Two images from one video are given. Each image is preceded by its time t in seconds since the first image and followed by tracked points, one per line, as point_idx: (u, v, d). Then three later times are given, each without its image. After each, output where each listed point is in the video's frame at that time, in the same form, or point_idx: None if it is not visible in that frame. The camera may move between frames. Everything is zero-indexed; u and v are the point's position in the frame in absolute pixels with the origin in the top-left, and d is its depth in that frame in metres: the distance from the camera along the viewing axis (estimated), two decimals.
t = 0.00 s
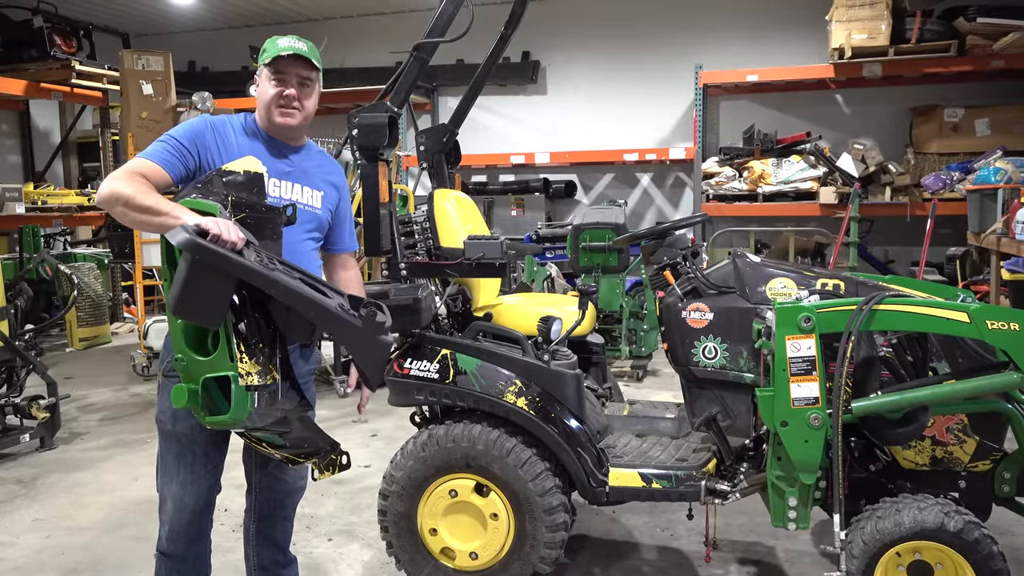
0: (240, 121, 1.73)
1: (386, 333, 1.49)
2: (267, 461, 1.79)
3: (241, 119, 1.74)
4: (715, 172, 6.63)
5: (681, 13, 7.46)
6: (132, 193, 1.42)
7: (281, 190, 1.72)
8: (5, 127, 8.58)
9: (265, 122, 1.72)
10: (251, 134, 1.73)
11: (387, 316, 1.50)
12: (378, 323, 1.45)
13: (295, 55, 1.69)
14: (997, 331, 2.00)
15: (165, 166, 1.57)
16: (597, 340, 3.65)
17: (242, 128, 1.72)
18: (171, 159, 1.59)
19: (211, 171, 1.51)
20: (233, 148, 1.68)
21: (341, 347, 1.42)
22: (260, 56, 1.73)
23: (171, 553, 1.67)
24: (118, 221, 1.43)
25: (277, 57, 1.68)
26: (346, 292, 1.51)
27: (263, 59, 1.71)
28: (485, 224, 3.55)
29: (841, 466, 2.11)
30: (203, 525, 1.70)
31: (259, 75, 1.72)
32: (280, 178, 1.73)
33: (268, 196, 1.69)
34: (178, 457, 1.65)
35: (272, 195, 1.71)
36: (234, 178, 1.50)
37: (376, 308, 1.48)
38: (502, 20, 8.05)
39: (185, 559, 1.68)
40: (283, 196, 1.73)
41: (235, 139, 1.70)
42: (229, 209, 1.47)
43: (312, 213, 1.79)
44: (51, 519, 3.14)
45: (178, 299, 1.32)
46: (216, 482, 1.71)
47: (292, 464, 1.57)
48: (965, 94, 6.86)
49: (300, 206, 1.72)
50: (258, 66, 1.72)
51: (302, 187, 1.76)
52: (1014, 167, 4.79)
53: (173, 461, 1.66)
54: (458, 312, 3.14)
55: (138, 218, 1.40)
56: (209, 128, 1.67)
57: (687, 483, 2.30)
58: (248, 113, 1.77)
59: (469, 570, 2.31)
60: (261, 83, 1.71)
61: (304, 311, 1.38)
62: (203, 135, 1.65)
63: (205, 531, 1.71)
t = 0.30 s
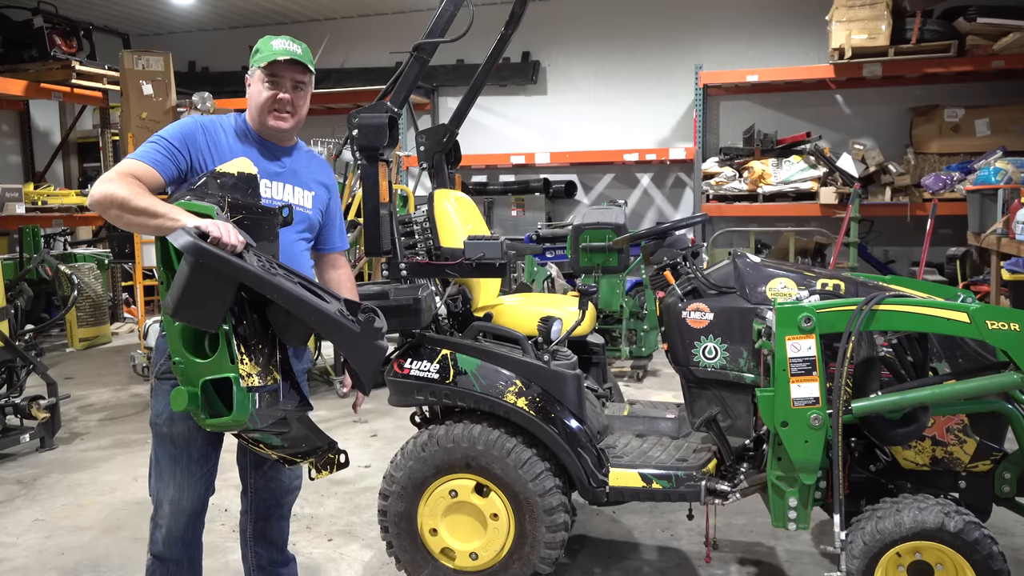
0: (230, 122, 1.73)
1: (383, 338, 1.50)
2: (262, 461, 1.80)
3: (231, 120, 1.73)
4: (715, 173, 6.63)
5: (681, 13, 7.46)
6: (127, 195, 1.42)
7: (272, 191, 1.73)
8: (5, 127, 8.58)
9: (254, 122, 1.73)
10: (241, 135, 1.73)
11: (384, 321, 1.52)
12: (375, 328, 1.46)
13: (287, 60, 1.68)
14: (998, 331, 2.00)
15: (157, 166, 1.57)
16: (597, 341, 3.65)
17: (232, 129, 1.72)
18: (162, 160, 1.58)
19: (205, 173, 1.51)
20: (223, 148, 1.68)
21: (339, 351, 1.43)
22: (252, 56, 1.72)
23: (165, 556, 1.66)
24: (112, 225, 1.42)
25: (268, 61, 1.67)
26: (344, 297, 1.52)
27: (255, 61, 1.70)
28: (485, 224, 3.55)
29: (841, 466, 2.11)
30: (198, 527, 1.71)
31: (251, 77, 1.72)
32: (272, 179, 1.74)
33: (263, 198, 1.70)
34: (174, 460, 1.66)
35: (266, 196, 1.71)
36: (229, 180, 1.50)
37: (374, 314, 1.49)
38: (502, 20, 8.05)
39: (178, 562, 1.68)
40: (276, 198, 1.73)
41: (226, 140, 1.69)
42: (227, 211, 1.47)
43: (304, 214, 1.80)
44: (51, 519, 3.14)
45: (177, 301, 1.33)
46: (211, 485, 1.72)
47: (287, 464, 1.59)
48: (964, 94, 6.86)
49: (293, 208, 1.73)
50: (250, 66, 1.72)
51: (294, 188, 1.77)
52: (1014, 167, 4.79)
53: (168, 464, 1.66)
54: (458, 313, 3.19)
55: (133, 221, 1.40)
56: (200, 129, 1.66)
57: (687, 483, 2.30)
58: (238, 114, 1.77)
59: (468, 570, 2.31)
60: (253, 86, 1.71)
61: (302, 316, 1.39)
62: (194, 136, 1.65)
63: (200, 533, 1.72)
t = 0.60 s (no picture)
0: (198, 121, 1.75)
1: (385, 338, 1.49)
2: (254, 464, 1.80)
3: (199, 119, 1.75)
4: (715, 173, 6.63)
5: (681, 13, 7.46)
6: (116, 202, 1.42)
7: (260, 192, 1.81)
8: (5, 127, 8.58)
9: (242, 130, 1.78)
10: (213, 134, 1.75)
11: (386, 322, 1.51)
12: (380, 326, 1.46)
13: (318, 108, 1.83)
14: (998, 332, 2.00)
15: (134, 171, 1.56)
16: (597, 341, 3.65)
17: (201, 128, 1.74)
18: (139, 163, 1.57)
19: (190, 177, 1.60)
20: (197, 149, 1.70)
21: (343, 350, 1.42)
22: (278, 75, 1.73)
23: (156, 563, 1.70)
24: (99, 235, 1.42)
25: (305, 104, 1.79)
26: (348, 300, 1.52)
27: (288, 90, 1.75)
28: (485, 224, 3.55)
29: (841, 467, 2.12)
30: (187, 534, 1.75)
31: (271, 97, 1.75)
32: (252, 180, 1.79)
33: (252, 201, 1.77)
34: (162, 469, 1.68)
35: (256, 199, 1.79)
36: (214, 181, 1.63)
37: (376, 314, 1.49)
38: (503, 20, 8.05)
39: (168, 569, 1.71)
40: (261, 199, 1.80)
41: (198, 139, 1.71)
42: (219, 213, 1.62)
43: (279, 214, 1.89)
44: (51, 519, 3.15)
45: (183, 305, 1.35)
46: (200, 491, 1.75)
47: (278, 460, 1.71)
48: (964, 94, 6.86)
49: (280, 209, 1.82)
50: (271, 84, 1.74)
51: (273, 187, 1.84)
52: (1014, 167, 4.80)
53: (156, 474, 1.68)
54: (458, 313, 3.11)
55: (122, 227, 1.41)
56: (170, 130, 1.66)
57: (687, 483, 2.30)
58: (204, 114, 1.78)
59: (469, 570, 2.31)
60: (273, 110, 1.76)
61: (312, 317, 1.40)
62: (166, 137, 1.65)
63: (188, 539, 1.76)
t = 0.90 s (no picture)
0: (166, 121, 1.77)
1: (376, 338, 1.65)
2: (237, 467, 1.83)
3: (167, 120, 1.77)
4: (715, 173, 6.63)
5: (681, 13, 7.46)
6: (110, 205, 1.47)
7: (238, 195, 1.87)
8: (6, 127, 8.58)
9: (210, 131, 1.82)
10: (184, 136, 1.79)
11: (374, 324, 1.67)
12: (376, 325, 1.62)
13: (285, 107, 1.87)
14: (998, 332, 2.00)
15: (116, 173, 1.58)
16: (597, 340, 3.65)
17: (170, 129, 1.76)
18: (120, 165, 1.59)
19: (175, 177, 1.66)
20: (171, 150, 1.73)
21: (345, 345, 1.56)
22: (247, 76, 1.75)
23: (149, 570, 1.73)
24: (90, 241, 1.46)
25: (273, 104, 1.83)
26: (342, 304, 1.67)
27: (257, 91, 1.78)
28: (485, 224, 3.56)
29: (841, 466, 2.12)
30: (178, 540, 1.78)
31: (241, 98, 1.78)
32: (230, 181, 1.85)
33: (235, 203, 1.83)
34: (150, 479, 1.72)
35: (237, 201, 1.85)
36: (200, 183, 1.69)
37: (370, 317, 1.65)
38: (503, 20, 8.04)
39: None
40: (241, 201, 1.87)
41: (169, 140, 1.74)
42: (213, 215, 1.70)
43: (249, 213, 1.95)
44: (51, 519, 3.15)
45: (200, 303, 1.46)
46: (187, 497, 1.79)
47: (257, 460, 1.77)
48: (964, 94, 6.86)
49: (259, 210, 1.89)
50: (241, 85, 1.76)
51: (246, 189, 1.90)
52: (1014, 167, 4.79)
53: (144, 485, 1.72)
54: (457, 312, 3.11)
55: (119, 231, 1.47)
56: (143, 131, 1.68)
57: (687, 483, 2.30)
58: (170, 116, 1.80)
59: (468, 570, 2.31)
60: (242, 111, 1.80)
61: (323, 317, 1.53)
62: (141, 139, 1.67)
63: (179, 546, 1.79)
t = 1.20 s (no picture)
0: (133, 122, 1.76)
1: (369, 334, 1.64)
2: (227, 467, 1.85)
3: (135, 121, 1.76)
4: (715, 172, 6.63)
5: (681, 13, 7.45)
6: (91, 210, 1.48)
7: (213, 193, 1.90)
8: (6, 127, 8.58)
9: (177, 130, 1.82)
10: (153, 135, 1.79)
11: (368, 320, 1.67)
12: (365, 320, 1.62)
13: (250, 100, 1.85)
14: (998, 332, 2.00)
15: (91, 178, 1.58)
16: (597, 340, 3.65)
17: (138, 130, 1.76)
18: (95, 170, 1.60)
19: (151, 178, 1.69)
20: (144, 152, 1.73)
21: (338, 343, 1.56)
22: (210, 70, 1.74)
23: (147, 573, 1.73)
24: (67, 247, 1.47)
25: (237, 97, 1.81)
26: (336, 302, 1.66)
27: (220, 85, 1.76)
28: (485, 224, 3.56)
29: (841, 467, 2.12)
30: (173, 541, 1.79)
31: (205, 93, 1.77)
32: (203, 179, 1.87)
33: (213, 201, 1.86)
34: (144, 481, 1.72)
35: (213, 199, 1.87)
36: (178, 182, 1.74)
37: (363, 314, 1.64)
38: (503, 20, 8.04)
39: None
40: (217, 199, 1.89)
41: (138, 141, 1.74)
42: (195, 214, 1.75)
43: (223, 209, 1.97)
44: (51, 519, 3.15)
45: (192, 307, 1.47)
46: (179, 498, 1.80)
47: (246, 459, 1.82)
48: (964, 94, 6.86)
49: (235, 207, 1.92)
50: (203, 80, 1.74)
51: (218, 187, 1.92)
52: (1014, 167, 4.79)
53: (137, 487, 1.71)
54: (457, 312, 3.11)
55: (100, 237, 1.48)
56: (112, 134, 1.69)
57: (687, 483, 2.30)
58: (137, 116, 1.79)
59: (469, 570, 2.31)
60: (208, 106, 1.79)
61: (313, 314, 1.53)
62: (112, 142, 1.67)
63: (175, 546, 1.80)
